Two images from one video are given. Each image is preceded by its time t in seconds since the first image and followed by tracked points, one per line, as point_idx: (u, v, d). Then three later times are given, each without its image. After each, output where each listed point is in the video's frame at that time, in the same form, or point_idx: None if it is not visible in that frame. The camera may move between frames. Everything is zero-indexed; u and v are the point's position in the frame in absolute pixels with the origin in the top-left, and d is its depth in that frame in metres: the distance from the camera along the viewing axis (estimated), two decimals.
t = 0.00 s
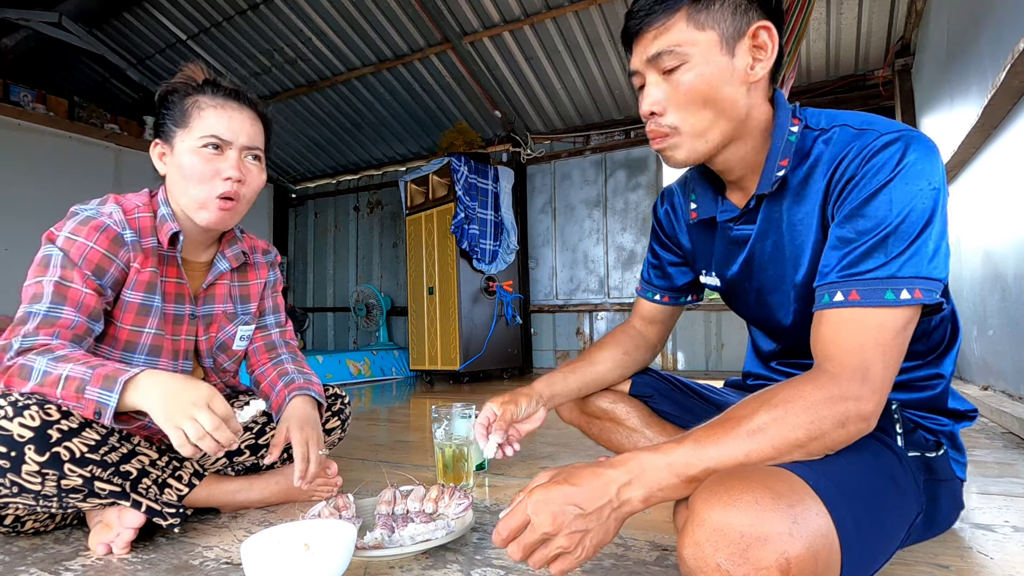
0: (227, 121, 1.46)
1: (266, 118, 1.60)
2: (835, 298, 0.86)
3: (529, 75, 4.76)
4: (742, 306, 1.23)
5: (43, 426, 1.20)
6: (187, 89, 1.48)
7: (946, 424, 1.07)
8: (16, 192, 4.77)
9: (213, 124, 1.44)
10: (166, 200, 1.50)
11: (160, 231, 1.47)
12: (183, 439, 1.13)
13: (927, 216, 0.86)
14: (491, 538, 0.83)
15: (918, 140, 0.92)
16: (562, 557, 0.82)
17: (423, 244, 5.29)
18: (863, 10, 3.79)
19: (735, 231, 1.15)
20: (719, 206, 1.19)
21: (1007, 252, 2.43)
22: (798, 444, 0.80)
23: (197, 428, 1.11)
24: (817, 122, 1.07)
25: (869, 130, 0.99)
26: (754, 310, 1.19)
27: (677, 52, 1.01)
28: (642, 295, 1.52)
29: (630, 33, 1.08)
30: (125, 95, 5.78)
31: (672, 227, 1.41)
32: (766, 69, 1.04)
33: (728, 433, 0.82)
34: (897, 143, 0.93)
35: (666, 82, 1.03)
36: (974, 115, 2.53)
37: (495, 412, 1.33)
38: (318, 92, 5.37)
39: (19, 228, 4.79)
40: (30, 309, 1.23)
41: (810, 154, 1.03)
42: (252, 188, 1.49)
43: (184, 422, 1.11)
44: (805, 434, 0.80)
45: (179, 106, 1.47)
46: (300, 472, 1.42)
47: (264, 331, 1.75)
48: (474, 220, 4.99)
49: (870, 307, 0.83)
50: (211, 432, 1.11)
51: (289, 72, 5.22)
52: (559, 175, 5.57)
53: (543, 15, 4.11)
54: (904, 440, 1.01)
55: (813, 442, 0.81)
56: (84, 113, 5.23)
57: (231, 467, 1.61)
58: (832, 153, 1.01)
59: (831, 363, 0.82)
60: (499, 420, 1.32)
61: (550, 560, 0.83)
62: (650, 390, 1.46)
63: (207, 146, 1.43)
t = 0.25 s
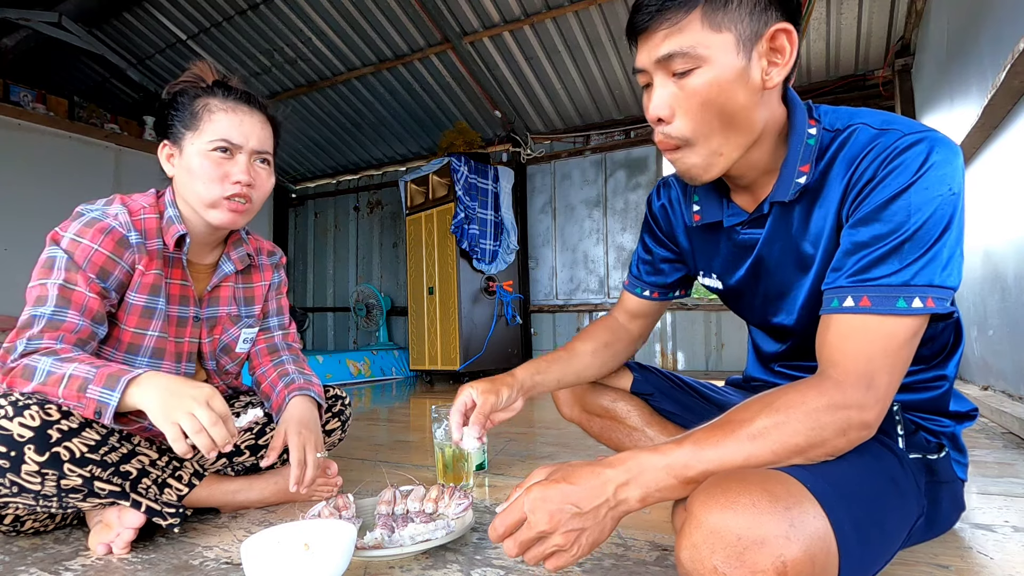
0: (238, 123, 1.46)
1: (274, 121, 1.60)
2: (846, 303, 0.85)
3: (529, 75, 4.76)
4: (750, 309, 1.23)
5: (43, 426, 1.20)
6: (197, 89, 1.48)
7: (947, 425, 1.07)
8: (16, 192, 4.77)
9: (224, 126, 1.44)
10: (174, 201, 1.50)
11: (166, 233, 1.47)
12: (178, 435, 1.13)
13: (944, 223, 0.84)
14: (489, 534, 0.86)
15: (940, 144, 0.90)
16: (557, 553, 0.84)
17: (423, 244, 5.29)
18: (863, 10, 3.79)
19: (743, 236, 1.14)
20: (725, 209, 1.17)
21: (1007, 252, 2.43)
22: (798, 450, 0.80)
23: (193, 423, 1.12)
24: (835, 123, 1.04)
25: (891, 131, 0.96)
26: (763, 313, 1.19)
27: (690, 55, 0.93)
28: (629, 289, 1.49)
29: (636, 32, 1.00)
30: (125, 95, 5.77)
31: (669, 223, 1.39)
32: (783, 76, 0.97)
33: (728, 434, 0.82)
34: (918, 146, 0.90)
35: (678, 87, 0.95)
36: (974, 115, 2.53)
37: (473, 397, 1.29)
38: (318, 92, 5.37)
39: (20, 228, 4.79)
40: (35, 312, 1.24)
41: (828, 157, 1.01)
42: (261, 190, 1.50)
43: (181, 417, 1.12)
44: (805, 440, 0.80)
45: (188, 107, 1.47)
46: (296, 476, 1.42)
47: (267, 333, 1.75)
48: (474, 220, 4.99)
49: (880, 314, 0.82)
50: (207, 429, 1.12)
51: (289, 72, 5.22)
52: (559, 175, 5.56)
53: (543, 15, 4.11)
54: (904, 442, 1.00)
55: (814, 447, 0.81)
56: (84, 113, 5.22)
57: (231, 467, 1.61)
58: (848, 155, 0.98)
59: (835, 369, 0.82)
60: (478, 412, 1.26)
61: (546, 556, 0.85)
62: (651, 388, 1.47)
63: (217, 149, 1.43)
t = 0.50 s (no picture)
0: (241, 123, 1.46)
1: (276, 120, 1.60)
2: (855, 307, 0.84)
3: (529, 75, 4.76)
4: (749, 317, 1.21)
5: (44, 426, 1.21)
6: (199, 89, 1.48)
7: (950, 424, 1.08)
8: (16, 191, 4.77)
9: (228, 127, 1.44)
10: (176, 201, 1.50)
11: (170, 233, 1.47)
12: (188, 443, 1.16)
13: (958, 227, 0.84)
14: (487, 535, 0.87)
15: (958, 146, 0.89)
16: (555, 556, 0.85)
17: (423, 244, 5.29)
18: (863, 10, 3.79)
19: (749, 239, 1.13)
20: (729, 212, 1.15)
21: (1007, 252, 2.43)
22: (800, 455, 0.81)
23: (201, 431, 1.15)
24: (848, 121, 1.02)
25: (907, 129, 0.95)
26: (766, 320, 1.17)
27: (702, 56, 0.90)
28: (604, 278, 1.41)
29: (641, 27, 0.95)
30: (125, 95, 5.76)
31: (659, 218, 1.35)
32: (799, 76, 0.94)
33: (730, 438, 0.82)
34: (936, 146, 0.89)
35: (686, 88, 0.91)
36: (974, 115, 2.53)
37: (398, 403, 1.17)
38: (318, 92, 5.37)
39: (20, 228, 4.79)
40: (38, 312, 1.24)
41: (842, 157, 0.99)
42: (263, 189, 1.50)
43: (190, 425, 1.16)
44: (807, 446, 0.80)
45: (191, 107, 1.47)
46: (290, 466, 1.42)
47: (268, 333, 1.75)
48: (474, 220, 4.99)
49: (890, 320, 0.82)
50: (215, 435, 1.16)
51: (289, 72, 5.22)
52: (559, 175, 5.56)
53: (543, 15, 4.11)
54: (906, 444, 1.00)
55: (816, 453, 0.81)
56: (84, 113, 5.22)
57: (231, 468, 1.61)
58: (862, 155, 0.97)
59: (840, 375, 0.82)
60: (398, 429, 1.15)
61: (545, 559, 0.85)
62: (650, 389, 1.47)
63: (221, 150, 1.43)
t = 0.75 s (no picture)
0: (253, 125, 1.49)
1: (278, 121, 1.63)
2: (862, 312, 0.84)
3: (529, 75, 4.76)
4: (749, 324, 1.20)
5: (44, 425, 1.21)
6: (205, 89, 1.49)
7: (952, 422, 1.07)
8: (16, 191, 4.77)
9: (241, 129, 1.46)
10: (174, 200, 1.50)
11: (170, 231, 1.48)
12: (187, 444, 1.18)
13: (968, 231, 0.84)
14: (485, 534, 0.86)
15: (970, 149, 0.88)
16: (554, 556, 0.85)
17: (423, 244, 5.29)
18: (863, 10, 3.79)
19: (752, 244, 1.12)
20: (731, 216, 1.15)
21: (1007, 252, 2.43)
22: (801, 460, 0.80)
23: (197, 432, 1.17)
24: (856, 122, 1.02)
25: (917, 130, 0.94)
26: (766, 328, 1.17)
27: (710, 63, 0.87)
28: (589, 265, 1.37)
29: (643, 29, 0.92)
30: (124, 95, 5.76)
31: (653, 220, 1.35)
32: (812, 83, 0.93)
33: (731, 440, 0.82)
34: (947, 148, 0.89)
35: (691, 95, 0.89)
36: (974, 115, 2.53)
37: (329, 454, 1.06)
38: (318, 92, 5.38)
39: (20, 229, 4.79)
40: (38, 312, 1.24)
41: (851, 160, 0.98)
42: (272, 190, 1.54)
43: (186, 426, 1.17)
44: (809, 451, 0.80)
45: (198, 107, 1.47)
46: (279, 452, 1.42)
47: (267, 332, 1.75)
48: (474, 220, 4.99)
49: (898, 326, 0.82)
50: (211, 436, 1.17)
51: (289, 72, 5.22)
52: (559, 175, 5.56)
53: (543, 15, 4.11)
54: (908, 445, 1.00)
55: (818, 457, 0.81)
56: (84, 113, 5.22)
57: (231, 467, 1.61)
58: (872, 157, 0.96)
59: (845, 380, 0.82)
60: (327, 483, 1.06)
61: (544, 560, 0.85)
62: (649, 389, 1.47)
63: (236, 152, 1.45)
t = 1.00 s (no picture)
0: (271, 134, 1.53)
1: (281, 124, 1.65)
2: (864, 316, 0.84)
3: (529, 75, 4.76)
4: (749, 327, 1.20)
5: (43, 425, 1.21)
6: (220, 91, 1.50)
7: (954, 423, 1.06)
8: (16, 191, 4.77)
9: (262, 137, 1.50)
10: (174, 200, 1.50)
11: (170, 231, 1.48)
12: (188, 445, 1.18)
13: (972, 233, 0.85)
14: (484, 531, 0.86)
15: (975, 150, 0.88)
16: (552, 554, 0.85)
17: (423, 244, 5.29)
18: (863, 11, 3.79)
19: (753, 249, 1.12)
20: (731, 221, 1.15)
21: (1007, 252, 2.43)
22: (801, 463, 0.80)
23: (197, 432, 1.17)
24: (859, 125, 1.02)
25: (921, 131, 0.94)
26: (767, 332, 1.17)
27: (711, 74, 0.87)
28: (589, 266, 1.36)
29: (642, 37, 0.92)
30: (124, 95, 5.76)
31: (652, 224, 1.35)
32: (814, 91, 0.93)
33: (730, 441, 0.82)
34: (952, 149, 0.89)
35: (691, 105, 0.89)
36: (974, 115, 2.53)
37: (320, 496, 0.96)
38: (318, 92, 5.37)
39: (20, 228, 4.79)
40: (36, 311, 1.24)
41: (854, 163, 0.98)
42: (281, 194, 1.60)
43: (186, 426, 1.17)
44: (809, 453, 0.80)
45: (215, 109, 1.47)
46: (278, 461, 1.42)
47: (267, 331, 1.75)
48: (474, 220, 4.99)
49: (900, 330, 0.82)
50: (211, 436, 1.17)
51: (289, 72, 5.22)
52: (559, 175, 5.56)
53: (543, 15, 4.11)
54: (910, 446, 1.00)
55: (818, 460, 0.81)
56: (84, 113, 5.22)
57: (231, 467, 1.61)
58: (875, 160, 0.96)
59: (846, 384, 0.82)
60: (313, 522, 0.97)
61: (542, 557, 0.85)
62: (649, 389, 1.47)
63: (256, 160, 1.50)
